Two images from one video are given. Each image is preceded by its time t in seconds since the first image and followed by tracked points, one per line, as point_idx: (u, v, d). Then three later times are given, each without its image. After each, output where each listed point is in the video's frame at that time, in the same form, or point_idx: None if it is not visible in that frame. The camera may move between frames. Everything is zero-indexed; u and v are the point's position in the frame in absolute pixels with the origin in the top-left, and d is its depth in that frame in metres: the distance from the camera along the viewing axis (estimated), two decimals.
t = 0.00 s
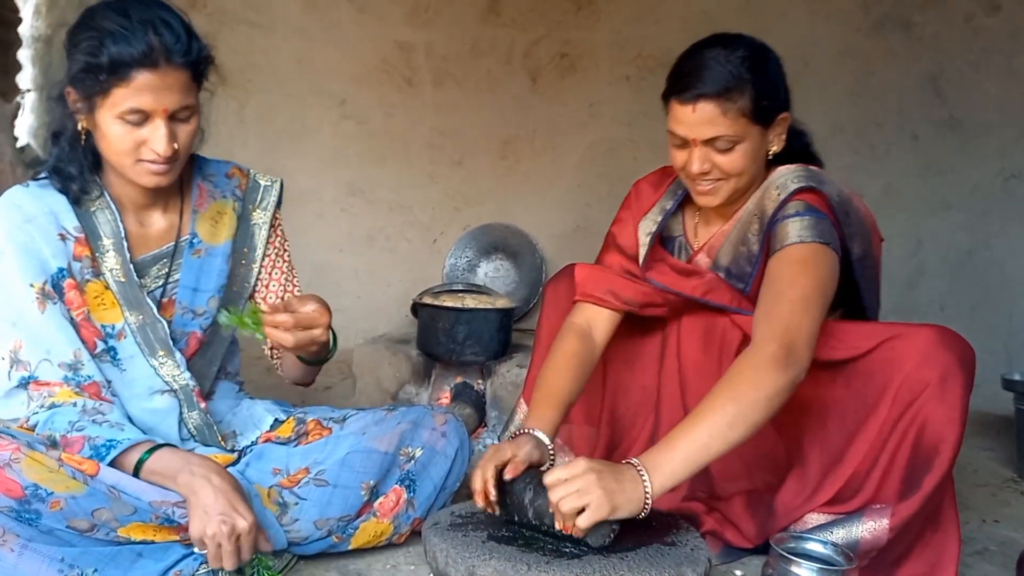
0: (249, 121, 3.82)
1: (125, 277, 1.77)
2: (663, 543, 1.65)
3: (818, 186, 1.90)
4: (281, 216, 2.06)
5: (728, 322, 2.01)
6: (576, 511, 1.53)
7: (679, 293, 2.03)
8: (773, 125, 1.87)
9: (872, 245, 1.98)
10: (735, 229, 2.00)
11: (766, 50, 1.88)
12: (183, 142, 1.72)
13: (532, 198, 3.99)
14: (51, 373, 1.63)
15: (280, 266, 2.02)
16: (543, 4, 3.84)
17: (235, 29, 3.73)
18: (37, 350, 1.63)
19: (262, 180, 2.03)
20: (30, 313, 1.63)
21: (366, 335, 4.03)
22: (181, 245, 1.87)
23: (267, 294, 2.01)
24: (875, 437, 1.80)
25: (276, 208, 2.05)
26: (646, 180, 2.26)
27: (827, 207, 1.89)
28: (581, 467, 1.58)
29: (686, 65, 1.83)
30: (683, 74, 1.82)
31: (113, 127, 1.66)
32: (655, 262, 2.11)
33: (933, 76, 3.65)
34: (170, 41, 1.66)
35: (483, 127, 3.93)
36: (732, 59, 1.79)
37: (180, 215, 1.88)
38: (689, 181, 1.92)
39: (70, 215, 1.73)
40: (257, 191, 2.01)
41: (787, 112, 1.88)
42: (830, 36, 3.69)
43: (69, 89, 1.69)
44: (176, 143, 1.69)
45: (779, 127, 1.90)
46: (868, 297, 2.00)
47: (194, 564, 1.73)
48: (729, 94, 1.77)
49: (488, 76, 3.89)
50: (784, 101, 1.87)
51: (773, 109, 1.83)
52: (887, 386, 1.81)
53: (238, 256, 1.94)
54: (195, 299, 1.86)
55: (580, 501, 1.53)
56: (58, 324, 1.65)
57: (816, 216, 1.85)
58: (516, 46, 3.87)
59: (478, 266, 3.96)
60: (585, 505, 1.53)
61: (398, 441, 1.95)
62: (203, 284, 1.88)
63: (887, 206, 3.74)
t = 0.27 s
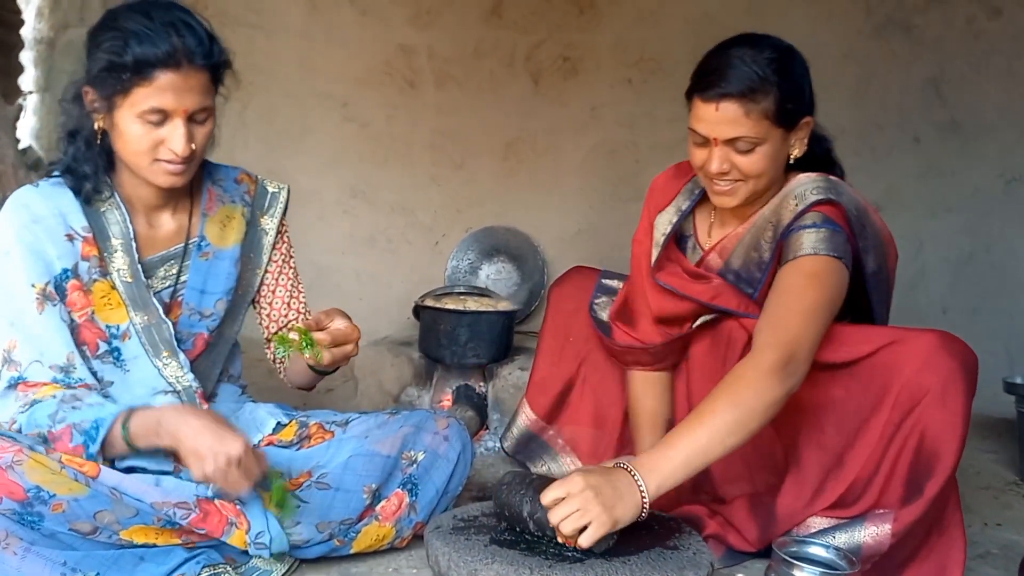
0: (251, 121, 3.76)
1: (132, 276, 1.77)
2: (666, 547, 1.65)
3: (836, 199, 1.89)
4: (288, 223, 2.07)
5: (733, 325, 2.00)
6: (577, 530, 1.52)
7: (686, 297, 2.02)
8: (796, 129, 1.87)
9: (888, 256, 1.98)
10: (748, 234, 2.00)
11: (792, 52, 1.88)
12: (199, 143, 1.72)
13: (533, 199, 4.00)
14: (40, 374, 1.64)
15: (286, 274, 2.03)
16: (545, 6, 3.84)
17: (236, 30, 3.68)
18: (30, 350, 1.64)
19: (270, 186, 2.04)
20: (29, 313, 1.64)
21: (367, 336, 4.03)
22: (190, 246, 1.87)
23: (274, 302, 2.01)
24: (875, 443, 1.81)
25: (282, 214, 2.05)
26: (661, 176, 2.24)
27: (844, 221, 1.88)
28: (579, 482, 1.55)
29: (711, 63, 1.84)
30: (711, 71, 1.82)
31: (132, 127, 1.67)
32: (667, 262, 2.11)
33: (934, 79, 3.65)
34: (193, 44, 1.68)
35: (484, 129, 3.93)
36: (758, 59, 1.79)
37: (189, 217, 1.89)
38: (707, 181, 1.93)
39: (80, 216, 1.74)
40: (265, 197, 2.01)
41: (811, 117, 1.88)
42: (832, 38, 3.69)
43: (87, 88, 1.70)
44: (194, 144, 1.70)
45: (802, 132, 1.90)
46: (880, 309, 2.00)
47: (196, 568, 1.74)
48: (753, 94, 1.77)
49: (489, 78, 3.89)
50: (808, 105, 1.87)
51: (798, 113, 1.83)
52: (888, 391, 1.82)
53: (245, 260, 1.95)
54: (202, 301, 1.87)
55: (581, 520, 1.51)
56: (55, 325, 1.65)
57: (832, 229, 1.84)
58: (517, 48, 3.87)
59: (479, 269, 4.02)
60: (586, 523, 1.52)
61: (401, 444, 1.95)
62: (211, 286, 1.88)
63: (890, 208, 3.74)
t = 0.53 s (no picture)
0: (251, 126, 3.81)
1: (137, 280, 1.76)
2: (666, 551, 1.66)
3: (842, 203, 1.88)
4: (289, 227, 2.07)
5: (737, 334, 2.02)
6: (578, 536, 1.52)
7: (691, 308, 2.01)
8: (796, 133, 1.87)
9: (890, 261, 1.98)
10: (753, 240, 2.00)
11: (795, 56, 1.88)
12: (205, 144, 1.72)
13: (534, 202, 4.00)
14: (40, 378, 1.66)
15: (288, 278, 2.02)
16: (546, 9, 3.84)
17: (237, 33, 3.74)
18: (31, 356, 1.65)
19: (273, 190, 2.03)
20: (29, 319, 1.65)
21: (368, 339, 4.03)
22: (193, 250, 1.87)
23: (275, 305, 2.02)
24: (883, 452, 1.81)
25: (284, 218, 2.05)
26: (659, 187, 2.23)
27: (850, 225, 1.88)
28: (580, 488, 1.55)
29: (714, 65, 1.84)
30: (712, 73, 1.82)
31: (139, 127, 1.67)
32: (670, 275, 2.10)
33: (935, 82, 3.65)
34: (201, 46, 1.68)
35: (485, 132, 3.93)
36: (761, 62, 1.79)
37: (192, 220, 1.89)
38: (708, 184, 1.93)
39: (84, 221, 1.73)
40: (267, 201, 2.01)
41: (812, 121, 1.88)
42: (833, 42, 3.69)
43: (95, 91, 1.70)
44: (200, 144, 1.70)
45: (803, 136, 1.90)
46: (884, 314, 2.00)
47: (197, 572, 1.75)
48: (755, 96, 1.77)
49: (491, 80, 3.89)
50: (810, 110, 1.87)
51: (798, 116, 1.83)
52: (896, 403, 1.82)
53: (247, 263, 1.95)
54: (205, 303, 1.87)
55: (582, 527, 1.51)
56: (54, 332, 1.66)
57: (837, 233, 1.84)
58: (519, 51, 3.87)
59: (479, 271, 4.01)
60: (587, 529, 1.52)
61: (399, 446, 1.96)
62: (213, 289, 1.88)
63: (890, 211, 3.74)
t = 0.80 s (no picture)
0: (252, 126, 3.82)
1: (133, 280, 1.76)
2: (668, 552, 1.65)
3: (843, 203, 1.89)
4: (288, 230, 2.07)
5: (738, 334, 2.02)
6: (582, 529, 1.51)
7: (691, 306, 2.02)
8: (791, 134, 1.86)
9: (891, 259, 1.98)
10: (754, 241, 2.00)
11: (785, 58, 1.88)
12: (202, 143, 1.72)
13: (535, 203, 4.00)
14: (25, 379, 1.64)
15: (286, 280, 2.02)
16: (547, 9, 3.84)
17: (237, 35, 3.74)
18: (19, 355, 1.64)
19: (272, 192, 2.03)
20: (20, 318, 1.64)
21: (369, 340, 4.04)
22: (191, 250, 1.87)
23: (273, 306, 2.01)
24: (884, 450, 1.80)
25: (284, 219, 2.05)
26: (658, 190, 2.23)
27: (852, 225, 1.88)
28: (584, 482, 1.55)
29: (703, 71, 1.83)
30: (701, 81, 1.82)
31: (136, 126, 1.67)
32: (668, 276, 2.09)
33: (936, 82, 3.65)
34: (197, 45, 1.68)
35: (486, 132, 3.93)
36: (751, 67, 1.78)
37: (191, 221, 1.89)
38: (706, 190, 1.93)
39: (80, 221, 1.73)
40: (266, 203, 2.01)
41: (806, 122, 1.88)
42: (833, 42, 3.69)
43: (93, 89, 1.70)
44: (197, 143, 1.70)
45: (798, 136, 1.90)
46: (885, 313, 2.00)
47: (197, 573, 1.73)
48: (747, 102, 1.76)
49: (491, 81, 3.89)
50: (803, 110, 1.87)
51: (792, 119, 1.82)
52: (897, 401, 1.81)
53: (246, 264, 1.95)
54: (203, 305, 1.87)
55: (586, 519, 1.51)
56: (43, 332, 1.65)
57: (840, 233, 1.83)
58: (519, 51, 3.87)
59: (481, 272, 3.99)
60: (591, 521, 1.51)
61: (401, 447, 1.97)
62: (212, 290, 1.88)
63: (891, 211, 3.74)
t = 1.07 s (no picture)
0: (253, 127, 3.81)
1: (130, 284, 1.76)
2: (670, 555, 1.65)
3: (832, 217, 1.83)
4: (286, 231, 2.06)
5: (728, 352, 1.94)
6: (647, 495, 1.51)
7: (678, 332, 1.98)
8: (759, 158, 1.82)
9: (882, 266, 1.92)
10: (735, 263, 1.93)
11: (752, 82, 1.84)
12: (194, 144, 1.72)
13: (536, 204, 3.99)
14: (27, 386, 1.64)
15: (284, 282, 2.02)
16: (548, 10, 3.84)
17: (238, 36, 3.73)
18: (20, 361, 1.64)
19: (270, 192, 2.03)
20: (19, 323, 1.63)
21: (371, 341, 4.03)
22: (188, 254, 1.86)
23: (271, 308, 2.01)
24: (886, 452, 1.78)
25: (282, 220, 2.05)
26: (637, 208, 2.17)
27: (848, 236, 1.84)
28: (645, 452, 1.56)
29: (666, 101, 1.79)
30: (663, 111, 1.78)
31: (126, 128, 1.67)
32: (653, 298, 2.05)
33: (938, 83, 3.64)
34: (184, 44, 1.67)
35: (487, 133, 3.93)
36: (713, 94, 1.75)
37: (187, 223, 1.88)
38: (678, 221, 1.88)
39: (76, 225, 1.73)
40: (264, 204, 2.01)
41: (774, 144, 1.84)
42: (835, 42, 3.68)
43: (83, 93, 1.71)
44: (187, 145, 1.69)
45: (767, 160, 1.85)
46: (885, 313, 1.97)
47: None
48: (711, 130, 1.73)
49: (493, 82, 3.89)
50: (770, 134, 1.83)
51: (758, 144, 1.78)
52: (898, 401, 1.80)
53: (244, 266, 1.94)
54: (201, 308, 1.86)
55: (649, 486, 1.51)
56: (41, 337, 1.64)
57: (842, 246, 1.79)
58: (521, 52, 3.87)
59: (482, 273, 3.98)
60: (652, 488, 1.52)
61: (403, 449, 1.97)
62: (210, 293, 1.87)
63: (894, 212, 3.73)
